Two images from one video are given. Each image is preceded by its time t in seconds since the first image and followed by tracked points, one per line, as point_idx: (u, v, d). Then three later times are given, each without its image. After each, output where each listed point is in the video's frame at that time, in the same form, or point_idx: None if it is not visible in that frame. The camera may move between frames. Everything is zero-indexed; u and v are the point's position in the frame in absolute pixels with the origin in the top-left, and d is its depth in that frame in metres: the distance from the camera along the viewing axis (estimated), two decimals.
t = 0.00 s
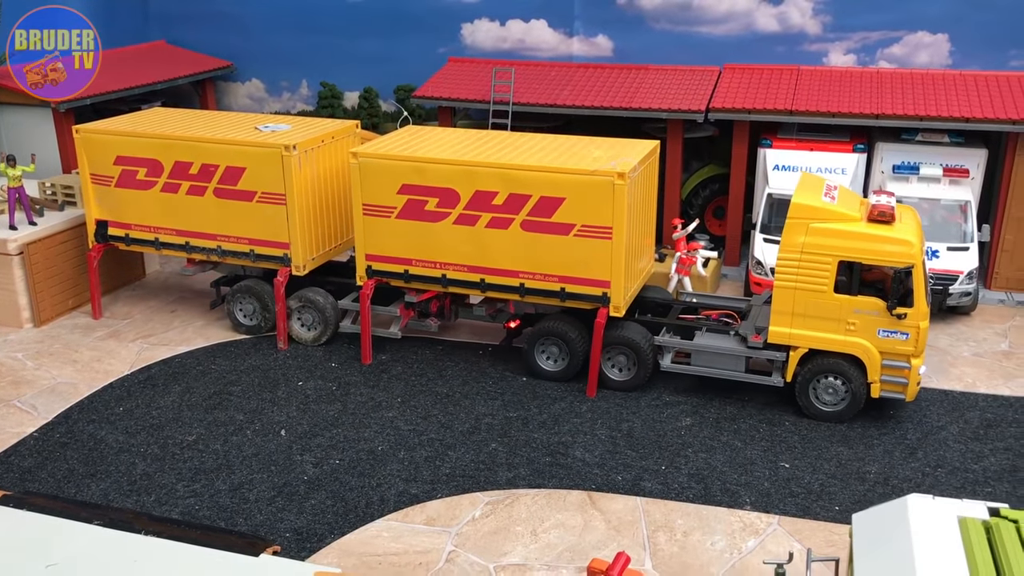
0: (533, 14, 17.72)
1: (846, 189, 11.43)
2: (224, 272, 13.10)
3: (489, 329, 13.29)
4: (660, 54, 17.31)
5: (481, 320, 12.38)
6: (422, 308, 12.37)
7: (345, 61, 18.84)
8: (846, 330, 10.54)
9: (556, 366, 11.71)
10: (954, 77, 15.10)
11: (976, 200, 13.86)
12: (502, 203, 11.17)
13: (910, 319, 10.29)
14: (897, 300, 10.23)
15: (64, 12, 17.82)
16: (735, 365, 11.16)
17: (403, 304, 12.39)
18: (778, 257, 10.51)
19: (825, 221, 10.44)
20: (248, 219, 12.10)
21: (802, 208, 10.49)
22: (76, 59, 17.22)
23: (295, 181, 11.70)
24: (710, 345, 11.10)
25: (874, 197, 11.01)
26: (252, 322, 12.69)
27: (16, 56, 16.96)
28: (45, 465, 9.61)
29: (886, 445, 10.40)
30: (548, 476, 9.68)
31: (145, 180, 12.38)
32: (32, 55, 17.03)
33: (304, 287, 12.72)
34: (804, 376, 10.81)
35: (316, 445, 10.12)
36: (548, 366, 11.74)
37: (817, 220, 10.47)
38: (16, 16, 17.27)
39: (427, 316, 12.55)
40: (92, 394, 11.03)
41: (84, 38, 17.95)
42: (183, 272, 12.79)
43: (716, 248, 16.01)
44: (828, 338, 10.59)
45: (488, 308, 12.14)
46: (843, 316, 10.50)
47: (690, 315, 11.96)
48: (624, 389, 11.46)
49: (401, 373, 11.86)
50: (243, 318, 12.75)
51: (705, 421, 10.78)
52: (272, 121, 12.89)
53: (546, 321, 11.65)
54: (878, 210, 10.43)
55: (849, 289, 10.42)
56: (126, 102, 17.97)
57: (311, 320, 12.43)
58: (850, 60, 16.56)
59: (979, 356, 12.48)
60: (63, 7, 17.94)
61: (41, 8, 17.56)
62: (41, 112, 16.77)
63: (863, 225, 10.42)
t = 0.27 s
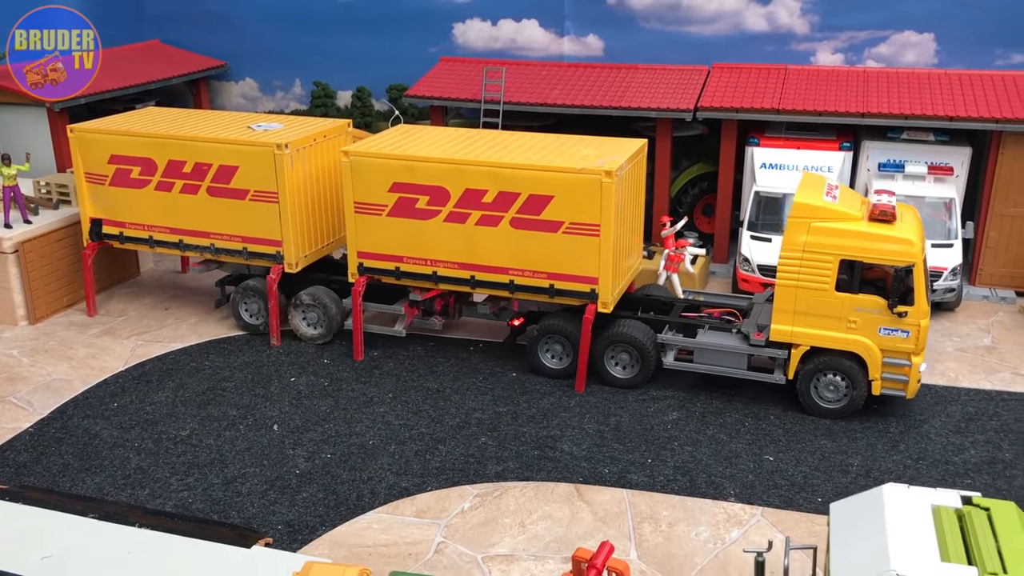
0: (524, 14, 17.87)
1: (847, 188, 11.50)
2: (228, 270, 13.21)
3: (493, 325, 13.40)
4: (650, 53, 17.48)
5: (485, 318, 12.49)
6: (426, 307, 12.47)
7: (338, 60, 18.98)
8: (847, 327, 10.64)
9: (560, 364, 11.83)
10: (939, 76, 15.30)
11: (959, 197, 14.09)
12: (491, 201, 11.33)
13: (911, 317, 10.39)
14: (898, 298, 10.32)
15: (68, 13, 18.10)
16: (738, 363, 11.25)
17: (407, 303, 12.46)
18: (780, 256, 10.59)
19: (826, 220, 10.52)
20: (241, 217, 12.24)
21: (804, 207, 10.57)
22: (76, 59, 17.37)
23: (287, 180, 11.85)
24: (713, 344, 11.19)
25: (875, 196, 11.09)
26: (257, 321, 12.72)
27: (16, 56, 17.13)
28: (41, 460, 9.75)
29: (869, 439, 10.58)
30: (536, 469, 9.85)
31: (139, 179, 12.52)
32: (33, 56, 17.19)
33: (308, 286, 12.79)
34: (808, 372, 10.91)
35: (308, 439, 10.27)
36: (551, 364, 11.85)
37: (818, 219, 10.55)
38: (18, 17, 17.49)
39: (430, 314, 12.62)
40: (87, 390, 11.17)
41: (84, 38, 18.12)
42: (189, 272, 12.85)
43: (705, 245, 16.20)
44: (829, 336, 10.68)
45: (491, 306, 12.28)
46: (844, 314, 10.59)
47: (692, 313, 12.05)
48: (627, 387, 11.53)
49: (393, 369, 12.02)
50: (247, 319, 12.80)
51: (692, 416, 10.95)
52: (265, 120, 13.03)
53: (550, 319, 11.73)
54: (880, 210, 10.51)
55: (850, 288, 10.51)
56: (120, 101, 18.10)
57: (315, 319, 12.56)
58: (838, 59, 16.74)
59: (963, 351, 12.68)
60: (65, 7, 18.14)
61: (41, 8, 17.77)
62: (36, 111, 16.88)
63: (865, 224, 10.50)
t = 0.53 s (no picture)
0: (515, 14, 18.00)
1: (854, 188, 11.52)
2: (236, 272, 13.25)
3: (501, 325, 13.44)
4: (640, 53, 17.63)
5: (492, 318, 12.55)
6: (435, 308, 12.53)
7: (330, 61, 19.09)
8: (854, 328, 10.71)
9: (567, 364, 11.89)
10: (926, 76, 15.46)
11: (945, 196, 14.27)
12: (480, 200, 11.46)
13: (918, 318, 10.45)
14: (905, 299, 10.38)
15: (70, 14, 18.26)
16: (745, 363, 11.32)
17: (415, 304, 12.48)
18: (788, 257, 10.63)
19: (834, 221, 10.53)
20: (233, 217, 12.35)
21: (812, 209, 10.57)
22: (76, 58, 17.62)
23: (278, 180, 11.96)
24: (720, 344, 11.25)
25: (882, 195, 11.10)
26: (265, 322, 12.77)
27: (17, 55, 17.18)
28: (34, 457, 9.85)
29: (853, 434, 10.74)
30: (525, 465, 9.98)
31: (132, 179, 12.62)
32: (34, 55, 17.30)
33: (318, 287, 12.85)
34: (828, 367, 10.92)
35: (299, 436, 10.39)
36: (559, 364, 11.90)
37: (826, 221, 10.56)
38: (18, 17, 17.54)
39: (439, 315, 12.67)
40: (80, 388, 11.27)
41: (84, 37, 18.39)
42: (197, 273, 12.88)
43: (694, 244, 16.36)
44: (837, 337, 10.75)
45: (499, 307, 12.34)
46: (851, 315, 10.66)
47: (698, 314, 12.10)
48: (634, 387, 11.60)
49: (384, 367, 12.15)
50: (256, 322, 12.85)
51: (679, 412, 11.09)
52: (256, 120, 13.13)
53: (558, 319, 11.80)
54: (887, 210, 10.53)
55: (857, 288, 10.56)
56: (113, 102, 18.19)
57: (323, 319, 12.64)
58: (826, 59, 16.89)
59: (948, 349, 12.85)
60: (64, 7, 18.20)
61: (40, 8, 17.81)
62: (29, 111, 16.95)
63: (872, 225, 10.52)
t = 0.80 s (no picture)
0: (507, 14, 18.09)
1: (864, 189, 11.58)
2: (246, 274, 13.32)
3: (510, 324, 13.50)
4: (631, 52, 17.74)
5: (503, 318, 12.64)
6: (445, 307, 12.63)
7: (322, 60, 19.17)
8: (866, 328, 10.75)
9: (578, 364, 11.92)
10: (914, 74, 15.60)
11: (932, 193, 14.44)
12: (472, 199, 11.55)
13: (930, 318, 10.49)
14: (917, 299, 10.43)
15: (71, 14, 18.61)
16: (757, 363, 11.36)
17: (426, 305, 12.52)
18: (800, 257, 10.68)
19: (847, 221, 10.59)
20: (226, 215, 12.43)
21: (824, 209, 10.62)
22: (75, 58, 17.92)
23: (271, 178, 12.04)
24: (732, 344, 11.28)
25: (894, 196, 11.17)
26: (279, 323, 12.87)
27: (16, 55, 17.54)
28: (28, 454, 9.93)
29: (840, 429, 10.86)
30: (515, 460, 10.09)
31: (125, 178, 12.69)
32: (34, 55, 17.65)
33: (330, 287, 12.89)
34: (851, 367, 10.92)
35: (292, 433, 10.49)
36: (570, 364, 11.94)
37: (839, 221, 10.62)
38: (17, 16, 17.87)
39: (450, 315, 12.72)
40: (74, 386, 11.35)
41: (85, 37, 18.74)
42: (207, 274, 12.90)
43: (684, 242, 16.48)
44: (848, 336, 10.79)
45: (510, 306, 12.45)
46: (864, 315, 10.70)
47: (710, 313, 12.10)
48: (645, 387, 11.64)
49: (376, 364, 12.24)
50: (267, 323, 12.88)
51: (668, 408, 11.21)
52: (249, 120, 13.20)
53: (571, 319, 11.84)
54: (899, 210, 10.59)
55: (869, 288, 10.62)
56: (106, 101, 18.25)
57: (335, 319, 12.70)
58: (815, 58, 17.02)
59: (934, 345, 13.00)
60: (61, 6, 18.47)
61: (39, 8, 18.13)
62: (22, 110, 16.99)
63: (884, 225, 10.58)
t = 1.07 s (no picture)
0: (498, 15, 18.20)
1: (871, 192, 11.69)
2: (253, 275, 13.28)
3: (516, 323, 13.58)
4: (621, 53, 17.87)
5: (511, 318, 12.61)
6: (454, 308, 12.66)
7: (314, 61, 19.26)
8: (875, 329, 10.82)
9: (587, 365, 11.99)
10: (901, 74, 15.75)
11: (918, 193, 14.63)
12: (462, 199, 11.66)
13: (938, 320, 10.56)
14: (926, 301, 10.50)
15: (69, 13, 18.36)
16: (765, 364, 11.41)
17: (435, 305, 12.61)
18: (809, 259, 10.76)
19: (857, 223, 10.68)
20: (218, 215, 12.51)
21: (834, 210, 10.70)
22: (76, 58, 17.88)
23: (262, 179, 12.12)
24: (740, 344, 11.35)
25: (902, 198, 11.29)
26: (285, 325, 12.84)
27: (16, 55, 17.19)
28: (22, 454, 10.01)
29: (826, 426, 11.00)
30: (505, 458, 10.20)
31: (118, 178, 12.76)
32: (34, 56, 17.35)
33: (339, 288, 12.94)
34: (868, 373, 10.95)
35: (284, 431, 10.58)
36: (579, 365, 12.01)
37: (848, 223, 10.71)
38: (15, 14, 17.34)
39: (457, 316, 12.80)
40: (68, 385, 11.42)
41: (84, 38, 18.54)
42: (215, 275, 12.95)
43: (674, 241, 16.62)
44: (857, 338, 10.87)
45: (519, 306, 12.41)
46: (872, 316, 10.77)
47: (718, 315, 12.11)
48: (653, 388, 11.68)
49: (368, 363, 12.34)
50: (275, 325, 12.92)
51: (657, 405, 11.34)
52: (241, 120, 13.27)
53: (580, 320, 11.88)
54: (908, 212, 10.70)
55: (878, 290, 10.71)
56: (98, 102, 18.30)
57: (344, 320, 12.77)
58: (803, 58, 17.15)
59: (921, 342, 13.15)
60: (58, 5, 18.14)
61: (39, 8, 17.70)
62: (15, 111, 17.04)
63: (893, 227, 10.69)
